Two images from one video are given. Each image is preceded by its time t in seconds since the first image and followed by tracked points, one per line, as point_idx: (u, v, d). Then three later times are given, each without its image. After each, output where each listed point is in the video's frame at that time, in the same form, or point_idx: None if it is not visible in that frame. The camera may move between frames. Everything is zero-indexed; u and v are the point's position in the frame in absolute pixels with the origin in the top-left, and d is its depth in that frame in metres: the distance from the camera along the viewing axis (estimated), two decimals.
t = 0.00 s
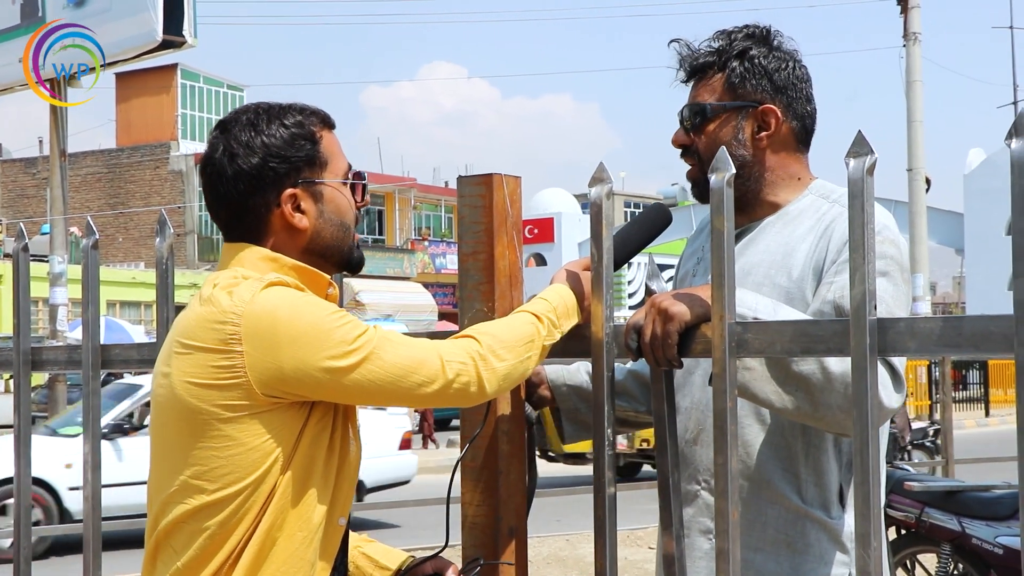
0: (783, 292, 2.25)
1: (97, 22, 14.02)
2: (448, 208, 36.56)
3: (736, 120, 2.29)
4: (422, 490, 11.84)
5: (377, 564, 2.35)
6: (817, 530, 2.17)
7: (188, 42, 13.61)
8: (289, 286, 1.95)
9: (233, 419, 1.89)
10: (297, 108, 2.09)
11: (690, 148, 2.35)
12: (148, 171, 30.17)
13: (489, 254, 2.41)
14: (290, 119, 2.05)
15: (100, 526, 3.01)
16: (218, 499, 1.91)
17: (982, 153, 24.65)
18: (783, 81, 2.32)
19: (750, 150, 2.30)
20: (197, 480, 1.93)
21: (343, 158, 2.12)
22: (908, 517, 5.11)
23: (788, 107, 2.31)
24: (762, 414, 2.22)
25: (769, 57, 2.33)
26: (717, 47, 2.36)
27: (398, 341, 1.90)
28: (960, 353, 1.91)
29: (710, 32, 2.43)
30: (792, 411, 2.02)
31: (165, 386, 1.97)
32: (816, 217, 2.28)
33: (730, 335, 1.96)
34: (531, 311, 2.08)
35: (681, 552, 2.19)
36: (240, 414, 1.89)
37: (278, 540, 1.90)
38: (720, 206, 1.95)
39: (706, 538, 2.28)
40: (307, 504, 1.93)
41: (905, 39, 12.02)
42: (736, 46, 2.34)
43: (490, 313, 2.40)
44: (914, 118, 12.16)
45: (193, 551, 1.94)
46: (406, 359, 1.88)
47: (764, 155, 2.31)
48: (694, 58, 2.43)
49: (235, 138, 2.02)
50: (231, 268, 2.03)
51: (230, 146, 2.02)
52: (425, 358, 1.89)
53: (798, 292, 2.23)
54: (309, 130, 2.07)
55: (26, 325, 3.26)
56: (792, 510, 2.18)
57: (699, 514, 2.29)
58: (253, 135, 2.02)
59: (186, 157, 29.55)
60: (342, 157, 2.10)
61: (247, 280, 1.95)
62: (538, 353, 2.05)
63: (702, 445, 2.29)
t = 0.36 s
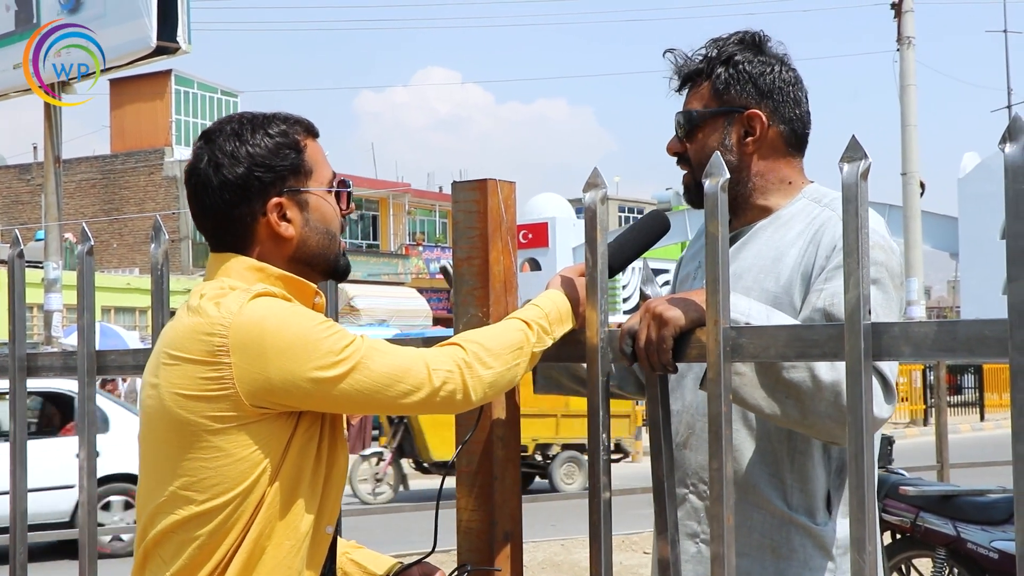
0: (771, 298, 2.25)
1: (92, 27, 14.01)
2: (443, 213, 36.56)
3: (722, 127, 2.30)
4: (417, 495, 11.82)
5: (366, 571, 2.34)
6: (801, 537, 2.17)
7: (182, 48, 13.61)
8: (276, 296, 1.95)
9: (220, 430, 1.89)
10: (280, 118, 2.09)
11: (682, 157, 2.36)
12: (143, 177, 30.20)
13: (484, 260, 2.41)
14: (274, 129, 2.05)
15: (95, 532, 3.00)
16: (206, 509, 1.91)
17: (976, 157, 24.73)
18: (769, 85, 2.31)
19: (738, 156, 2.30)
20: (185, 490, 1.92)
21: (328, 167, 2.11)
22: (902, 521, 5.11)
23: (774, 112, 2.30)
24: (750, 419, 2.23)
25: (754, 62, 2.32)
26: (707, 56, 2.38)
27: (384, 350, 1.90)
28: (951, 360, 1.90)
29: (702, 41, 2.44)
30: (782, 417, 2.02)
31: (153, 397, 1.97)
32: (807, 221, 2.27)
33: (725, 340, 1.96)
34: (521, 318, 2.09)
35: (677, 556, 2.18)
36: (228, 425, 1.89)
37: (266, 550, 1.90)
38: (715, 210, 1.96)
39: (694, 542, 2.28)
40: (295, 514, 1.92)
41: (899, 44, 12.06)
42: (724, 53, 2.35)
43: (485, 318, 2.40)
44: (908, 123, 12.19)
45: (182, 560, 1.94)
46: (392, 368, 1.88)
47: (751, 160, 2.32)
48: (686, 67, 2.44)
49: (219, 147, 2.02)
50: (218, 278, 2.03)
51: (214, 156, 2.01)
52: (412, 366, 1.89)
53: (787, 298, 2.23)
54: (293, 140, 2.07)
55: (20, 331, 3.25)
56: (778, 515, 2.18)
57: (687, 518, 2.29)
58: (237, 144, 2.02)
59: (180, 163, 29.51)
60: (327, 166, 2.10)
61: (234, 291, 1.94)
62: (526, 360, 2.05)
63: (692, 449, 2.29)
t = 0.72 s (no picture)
0: (767, 299, 2.26)
1: (94, 29, 14.04)
2: (445, 214, 36.58)
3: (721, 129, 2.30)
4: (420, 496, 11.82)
5: (362, 570, 2.35)
6: (795, 540, 2.16)
7: (185, 49, 13.64)
8: (274, 297, 1.95)
9: (217, 431, 1.89)
10: (280, 120, 2.10)
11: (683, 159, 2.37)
12: (145, 178, 30.23)
13: (486, 261, 2.41)
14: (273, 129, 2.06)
15: (98, 532, 3.00)
16: (203, 509, 1.91)
17: (978, 158, 24.72)
18: (767, 86, 2.29)
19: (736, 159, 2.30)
20: (182, 490, 1.93)
21: (327, 169, 2.12)
22: (904, 523, 5.10)
23: (772, 114, 2.29)
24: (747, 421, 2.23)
25: (752, 63, 2.31)
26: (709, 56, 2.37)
27: (381, 350, 1.90)
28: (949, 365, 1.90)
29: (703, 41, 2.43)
30: (778, 419, 2.02)
31: (150, 397, 1.98)
32: (804, 222, 2.27)
33: (726, 340, 1.96)
34: (520, 319, 2.09)
35: (677, 557, 2.18)
36: (224, 426, 1.89)
37: (263, 549, 1.90)
38: (716, 211, 1.96)
39: (690, 543, 2.28)
40: (293, 514, 1.92)
41: (901, 44, 12.06)
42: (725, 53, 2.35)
43: (487, 318, 2.40)
44: (911, 123, 12.19)
45: (178, 559, 1.95)
46: (389, 368, 1.88)
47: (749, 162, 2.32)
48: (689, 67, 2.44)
49: (219, 148, 2.02)
50: (215, 278, 2.04)
51: (215, 155, 2.02)
52: (408, 367, 1.89)
53: (782, 300, 2.24)
54: (293, 141, 2.07)
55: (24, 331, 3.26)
56: (772, 518, 2.18)
57: (685, 519, 2.29)
58: (237, 145, 2.02)
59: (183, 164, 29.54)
60: (326, 168, 2.10)
61: (232, 292, 1.95)
62: (524, 361, 2.05)
63: (689, 450, 2.29)
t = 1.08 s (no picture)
0: (770, 295, 2.26)
1: (96, 27, 14.05)
2: (446, 212, 36.57)
3: (731, 120, 2.30)
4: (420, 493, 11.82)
5: (350, 563, 2.35)
6: (798, 536, 2.17)
7: (186, 47, 13.65)
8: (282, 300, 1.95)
9: (226, 438, 1.89)
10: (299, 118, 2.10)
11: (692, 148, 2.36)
12: (146, 176, 30.25)
13: (486, 257, 2.41)
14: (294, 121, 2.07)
15: (100, 529, 3.01)
16: (212, 514, 1.92)
17: (979, 156, 24.69)
18: (780, 81, 2.31)
19: (744, 149, 2.31)
20: (190, 496, 1.93)
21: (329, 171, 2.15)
22: (904, 519, 5.11)
23: (783, 108, 2.31)
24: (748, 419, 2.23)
25: (767, 57, 2.33)
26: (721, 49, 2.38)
27: (391, 355, 1.91)
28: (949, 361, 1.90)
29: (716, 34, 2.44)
30: (780, 416, 2.02)
31: (151, 401, 1.96)
32: (806, 220, 2.27)
33: (726, 337, 1.97)
34: (524, 320, 2.09)
35: (678, 554, 2.18)
36: (232, 433, 1.89)
37: (270, 554, 1.93)
38: (717, 209, 1.96)
39: (693, 538, 2.29)
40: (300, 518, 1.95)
41: (902, 42, 12.06)
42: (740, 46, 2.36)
43: (487, 316, 2.40)
44: (911, 121, 12.19)
45: (185, 562, 1.96)
46: (399, 374, 1.89)
47: (758, 154, 2.32)
48: (700, 59, 2.45)
49: (267, 137, 1.98)
50: (223, 277, 2.00)
51: (272, 140, 1.99)
52: (418, 373, 1.91)
53: (785, 297, 2.24)
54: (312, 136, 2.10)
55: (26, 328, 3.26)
56: (774, 514, 2.19)
57: (687, 514, 2.30)
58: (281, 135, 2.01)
59: (184, 162, 29.55)
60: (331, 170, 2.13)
61: (240, 294, 1.93)
62: (528, 364, 2.06)
63: (692, 446, 2.30)
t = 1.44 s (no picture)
0: (779, 290, 2.26)
1: (97, 26, 14.04)
2: (449, 209, 36.57)
3: (739, 116, 2.29)
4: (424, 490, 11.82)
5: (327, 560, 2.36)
6: (808, 530, 2.16)
7: (188, 46, 13.63)
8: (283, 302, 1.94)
9: (236, 445, 1.88)
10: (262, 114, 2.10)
11: (698, 147, 2.35)
12: (149, 175, 30.25)
13: (489, 254, 2.41)
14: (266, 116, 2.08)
15: (103, 528, 3.01)
16: (222, 520, 1.90)
17: (982, 152, 24.63)
18: (786, 76, 2.31)
19: (754, 146, 2.30)
20: (198, 505, 1.91)
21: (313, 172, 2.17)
22: (909, 516, 5.11)
23: (791, 103, 2.30)
24: (755, 413, 2.22)
25: (772, 53, 2.32)
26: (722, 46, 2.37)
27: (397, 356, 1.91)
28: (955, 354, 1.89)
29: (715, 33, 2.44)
30: (786, 410, 2.02)
31: (151, 407, 1.92)
32: (815, 214, 2.27)
33: (730, 333, 1.96)
34: (528, 318, 2.09)
35: (682, 550, 2.18)
36: (243, 438, 1.88)
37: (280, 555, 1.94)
38: (720, 205, 1.95)
39: (701, 534, 2.28)
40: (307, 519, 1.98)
41: (905, 37, 12.03)
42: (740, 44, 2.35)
43: (490, 313, 2.39)
44: (915, 117, 12.17)
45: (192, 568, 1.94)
46: (406, 375, 1.90)
47: (767, 150, 2.31)
48: (701, 57, 2.43)
49: (247, 131, 1.98)
50: (210, 278, 1.98)
51: (251, 136, 1.99)
52: (425, 372, 1.91)
53: (795, 292, 2.23)
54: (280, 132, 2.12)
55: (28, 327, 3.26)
56: (784, 508, 2.18)
57: (695, 509, 2.30)
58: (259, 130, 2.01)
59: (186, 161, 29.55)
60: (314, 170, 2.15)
61: (243, 298, 1.91)
62: (533, 363, 2.06)
63: (699, 441, 2.30)
